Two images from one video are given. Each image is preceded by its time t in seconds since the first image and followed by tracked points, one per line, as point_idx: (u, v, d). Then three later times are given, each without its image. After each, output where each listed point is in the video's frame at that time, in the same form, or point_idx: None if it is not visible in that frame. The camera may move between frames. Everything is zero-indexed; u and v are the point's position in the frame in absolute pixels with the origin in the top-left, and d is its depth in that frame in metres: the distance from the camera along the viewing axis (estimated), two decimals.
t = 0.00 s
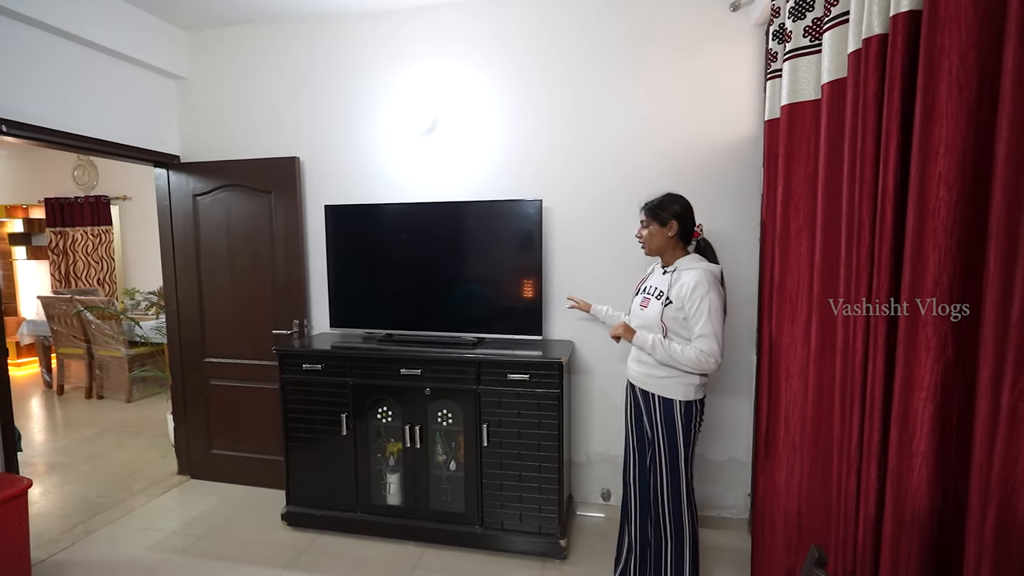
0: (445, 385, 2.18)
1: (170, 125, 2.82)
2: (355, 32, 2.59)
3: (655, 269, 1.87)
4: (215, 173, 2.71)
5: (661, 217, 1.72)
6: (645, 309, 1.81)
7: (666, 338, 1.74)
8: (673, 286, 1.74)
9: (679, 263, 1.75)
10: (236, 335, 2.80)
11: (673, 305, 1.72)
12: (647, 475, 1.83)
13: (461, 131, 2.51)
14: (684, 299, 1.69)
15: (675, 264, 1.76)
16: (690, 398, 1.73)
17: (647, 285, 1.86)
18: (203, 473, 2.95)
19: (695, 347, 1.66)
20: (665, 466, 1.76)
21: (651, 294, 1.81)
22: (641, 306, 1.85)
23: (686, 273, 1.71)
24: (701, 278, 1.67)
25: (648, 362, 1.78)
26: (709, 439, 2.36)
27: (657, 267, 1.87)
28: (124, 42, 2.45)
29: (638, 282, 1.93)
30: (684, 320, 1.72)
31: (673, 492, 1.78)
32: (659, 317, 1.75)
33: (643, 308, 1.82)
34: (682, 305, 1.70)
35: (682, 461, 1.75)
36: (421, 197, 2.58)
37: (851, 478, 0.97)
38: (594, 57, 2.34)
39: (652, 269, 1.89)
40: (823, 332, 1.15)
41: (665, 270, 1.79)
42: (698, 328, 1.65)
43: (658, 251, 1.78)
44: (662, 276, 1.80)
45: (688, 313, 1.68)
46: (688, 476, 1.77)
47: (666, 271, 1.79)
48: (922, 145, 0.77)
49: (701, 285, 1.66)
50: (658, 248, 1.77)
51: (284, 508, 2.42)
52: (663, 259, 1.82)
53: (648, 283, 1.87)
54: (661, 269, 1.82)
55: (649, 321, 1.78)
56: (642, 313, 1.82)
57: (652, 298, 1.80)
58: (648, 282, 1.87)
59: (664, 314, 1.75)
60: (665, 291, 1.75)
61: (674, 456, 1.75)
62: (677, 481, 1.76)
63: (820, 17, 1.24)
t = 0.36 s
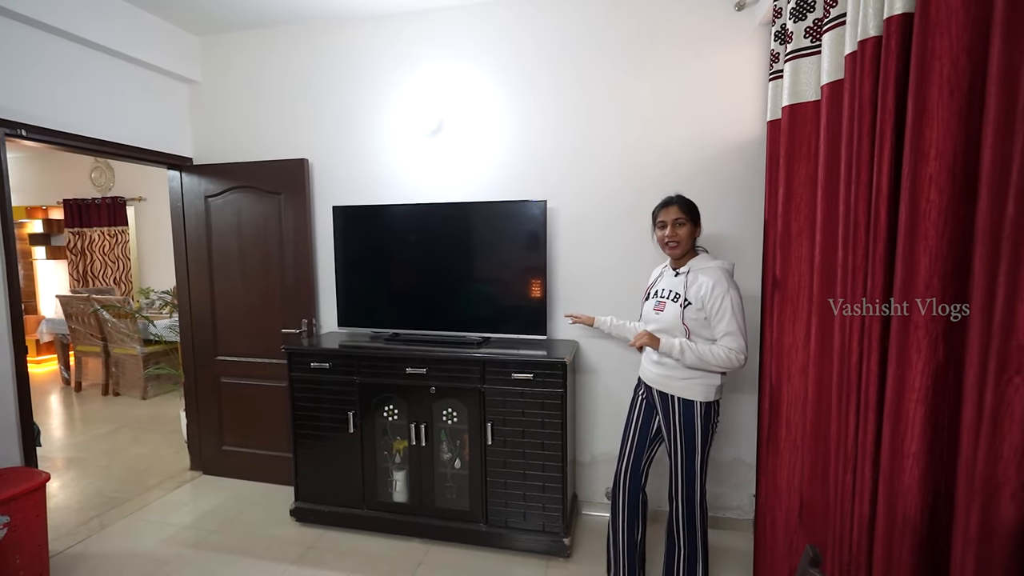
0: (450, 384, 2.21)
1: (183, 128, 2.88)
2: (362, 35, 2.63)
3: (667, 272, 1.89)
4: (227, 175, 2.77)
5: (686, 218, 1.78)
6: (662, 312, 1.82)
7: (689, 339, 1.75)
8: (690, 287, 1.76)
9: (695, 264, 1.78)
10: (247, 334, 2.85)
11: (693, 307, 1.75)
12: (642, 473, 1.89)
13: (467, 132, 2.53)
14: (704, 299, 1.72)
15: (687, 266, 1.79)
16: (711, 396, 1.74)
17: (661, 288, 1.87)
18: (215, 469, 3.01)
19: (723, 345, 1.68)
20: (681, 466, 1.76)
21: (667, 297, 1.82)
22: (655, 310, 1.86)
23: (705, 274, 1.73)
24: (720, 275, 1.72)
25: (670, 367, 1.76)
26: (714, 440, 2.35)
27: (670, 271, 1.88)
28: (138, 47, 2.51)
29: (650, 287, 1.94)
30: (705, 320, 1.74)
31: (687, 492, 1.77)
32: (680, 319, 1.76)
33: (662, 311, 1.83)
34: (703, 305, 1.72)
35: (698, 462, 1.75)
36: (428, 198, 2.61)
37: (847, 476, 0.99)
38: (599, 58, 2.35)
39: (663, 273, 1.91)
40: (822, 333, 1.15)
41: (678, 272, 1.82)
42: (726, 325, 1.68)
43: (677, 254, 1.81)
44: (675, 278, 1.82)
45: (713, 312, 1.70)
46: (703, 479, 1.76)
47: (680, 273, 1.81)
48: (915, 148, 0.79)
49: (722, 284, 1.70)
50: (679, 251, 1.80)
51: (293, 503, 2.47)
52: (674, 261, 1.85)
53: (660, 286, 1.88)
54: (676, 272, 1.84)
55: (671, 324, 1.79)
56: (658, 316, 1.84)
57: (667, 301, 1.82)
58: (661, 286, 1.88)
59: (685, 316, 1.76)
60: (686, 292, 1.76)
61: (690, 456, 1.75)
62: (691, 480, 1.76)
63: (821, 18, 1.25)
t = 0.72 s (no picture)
0: (456, 382, 2.22)
1: (194, 129, 2.92)
2: (370, 36, 2.65)
3: (658, 274, 1.88)
4: (237, 175, 2.81)
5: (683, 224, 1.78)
6: (656, 315, 1.81)
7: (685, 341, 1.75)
8: (684, 288, 1.76)
9: (689, 264, 1.77)
10: (256, 332, 2.89)
11: (688, 308, 1.74)
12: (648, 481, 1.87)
13: (473, 132, 2.54)
14: (699, 301, 1.71)
15: (681, 267, 1.78)
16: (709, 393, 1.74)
17: (654, 291, 1.85)
18: (225, 465, 3.05)
19: (721, 346, 1.67)
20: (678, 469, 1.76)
21: (664, 299, 1.80)
22: (649, 313, 1.85)
23: (700, 275, 1.72)
24: (716, 275, 1.72)
25: (668, 371, 1.75)
26: (719, 440, 2.35)
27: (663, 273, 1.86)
28: (151, 49, 2.55)
29: (643, 291, 1.92)
30: (700, 322, 1.74)
31: (686, 496, 1.77)
32: (675, 321, 1.76)
33: (659, 313, 1.81)
34: (698, 306, 1.72)
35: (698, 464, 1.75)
36: (434, 197, 2.62)
37: (848, 476, 0.99)
38: (606, 57, 2.35)
39: (654, 274, 1.90)
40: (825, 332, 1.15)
41: (671, 274, 1.81)
42: (722, 326, 1.68)
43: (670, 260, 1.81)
44: (668, 280, 1.81)
45: (709, 313, 1.69)
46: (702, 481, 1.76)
47: (672, 275, 1.80)
48: (917, 148, 0.79)
49: (717, 284, 1.69)
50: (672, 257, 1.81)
51: (301, 499, 2.50)
52: (666, 264, 1.84)
53: (653, 289, 1.87)
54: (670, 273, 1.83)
55: (669, 326, 1.78)
56: (652, 319, 1.83)
57: (660, 303, 1.81)
58: (655, 289, 1.86)
59: (680, 317, 1.76)
60: (682, 293, 1.76)
61: (688, 459, 1.75)
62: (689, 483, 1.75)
63: (826, 17, 1.25)
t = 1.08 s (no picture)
0: (462, 382, 2.23)
1: (205, 129, 2.95)
2: (378, 36, 2.66)
3: (627, 276, 1.87)
4: (246, 175, 2.83)
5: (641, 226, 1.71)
6: (620, 316, 1.81)
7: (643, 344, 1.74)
8: (647, 291, 1.74)
9: (652, 266, 1.74)
10: (265, 331, 2.92)
11: (648, 311, 1.72)
12: (624, 486, 1.84)
13: (480, 131, 2.54)
14: (658, 304, 1.69)
15: (645, 269, 1.76)
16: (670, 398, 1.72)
17: (620, 293, 1.85)
18: (234, 462, 3.08)
19: (677, 351, 1.65)
20: (647, 468, 1.75)
21: (628, 301, 1.80)
22: (615, 314, 1.85)
23: (661, 277, 1.70)
24: (677, 278, 1.68)
25: (628, 374, 1.75)
26: (727, 442, 2.33)
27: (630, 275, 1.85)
28: (162, 50, 2.58)
29: (613, 292, 1.91)
30: (660, 325, 1.71)
31: (659, 497, 1.75)
32: (635, 323, 1.75)
33: (623, 316, 1.80)
34: (657, 310, 1.70)
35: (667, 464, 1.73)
36: (442, 197, 2.63)
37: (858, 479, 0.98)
38: (613, 56, 2.34)
39: (625, 277, 1.89)
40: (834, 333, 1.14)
41: (636, 276, 1.79)
42: (679, 331, 1.65)
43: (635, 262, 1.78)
44: (633, 282, 1.80)
45: (668, 317, 1.67)
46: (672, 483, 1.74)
47: (637, 276, 1.78)
48: (930, 146, 0.78)
49: (677, 287, 1.66)
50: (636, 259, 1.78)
51: (309, 496, 2.52)
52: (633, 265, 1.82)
53: (621, 291, 1.86)
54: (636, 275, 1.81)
55: (631, 329, 1.77)
56: (617, 321, 1.83)
57: (625, 305, 1.81)
58: (622, 291, 1.85)
59: (641, 320, 1.74)
60: (644, 295, 1.74)
61: (656, 460, 1.73)
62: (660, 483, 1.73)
63: (836, 14, 1.23)
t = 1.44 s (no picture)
0: (469, 383, 2.21)
1: (214, 130, 2.97)
2: (385, 36, 2.66)
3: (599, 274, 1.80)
4: (254, 175, 2.84)
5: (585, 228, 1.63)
6: (587, 313, 1.77)
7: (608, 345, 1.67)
8: (614, 290, 1.67)
9: (619, 265, 1.66)
10: (272, 331, 2.93)
11: (614, 311, 1.65)
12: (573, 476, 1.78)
13: (487, 130, 2.53)
14: (623, 304, 1.62)
15: (614, 267, 1.68)
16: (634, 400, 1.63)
17: (591, 292, 1.79)
18: (242, 461, 3.10)
19: (642, 354, 1.56)
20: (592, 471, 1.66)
21: (597, 301, 1.73)
22: (584, 310, 1.80)
23: (628, 277, 1.62)
24: (645, 278, 1.60)
25: (593, 376, 1.68)
26: (737, 445, 2.29)
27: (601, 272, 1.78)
28: (171, 51, 2.59)
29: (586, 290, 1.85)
30: (625, 326, 1.64)
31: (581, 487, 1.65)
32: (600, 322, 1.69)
33: (593, 315, 1.74)
34: (622, 310, 1.62)
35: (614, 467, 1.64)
36: (448, 197, 2.62)
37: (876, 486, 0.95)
38: (621, 54, 2.31)
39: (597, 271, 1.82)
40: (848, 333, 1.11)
41: (604, 274, 1.72)
42: (646, 334, 1.56)
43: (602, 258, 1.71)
44: (603, 279, 1.73)
45: (634, 319, 1.58)
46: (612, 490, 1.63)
47: (605, 274, 1.72)
48: (953, 143, 0.75)
49: (643, 287, 1.58)
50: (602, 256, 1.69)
51: (316, 496, 2.52)
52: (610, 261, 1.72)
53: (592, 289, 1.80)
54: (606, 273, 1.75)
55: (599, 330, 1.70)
56: (585, 318, 1.78)
57: (593, 303, 1.76)
58: (593, 289, 1.79)
59: (606, 320, 1.68)
60: (612, 295, 1.66)
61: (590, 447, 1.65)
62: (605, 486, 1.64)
63: (851, 9, 1.19)
